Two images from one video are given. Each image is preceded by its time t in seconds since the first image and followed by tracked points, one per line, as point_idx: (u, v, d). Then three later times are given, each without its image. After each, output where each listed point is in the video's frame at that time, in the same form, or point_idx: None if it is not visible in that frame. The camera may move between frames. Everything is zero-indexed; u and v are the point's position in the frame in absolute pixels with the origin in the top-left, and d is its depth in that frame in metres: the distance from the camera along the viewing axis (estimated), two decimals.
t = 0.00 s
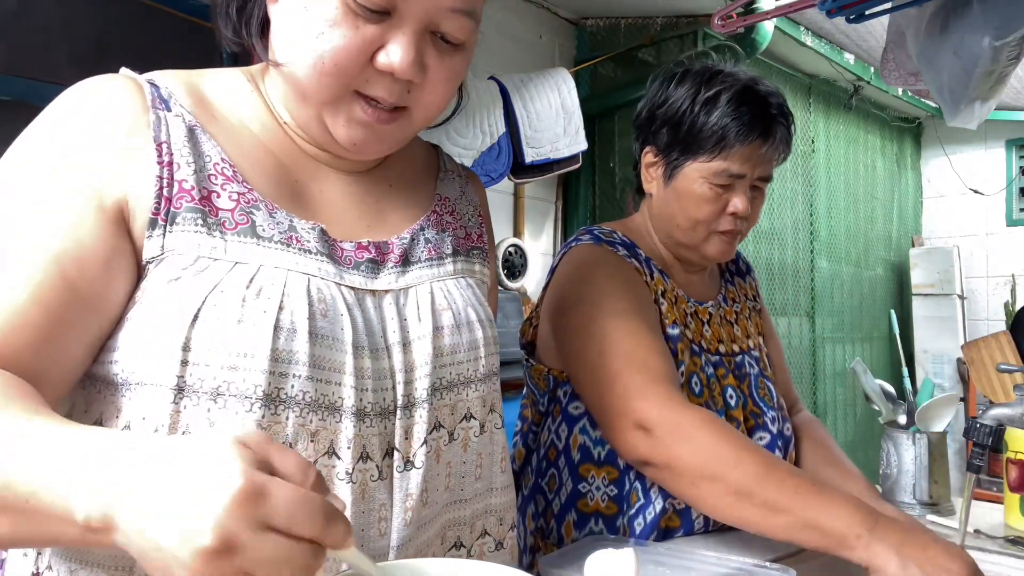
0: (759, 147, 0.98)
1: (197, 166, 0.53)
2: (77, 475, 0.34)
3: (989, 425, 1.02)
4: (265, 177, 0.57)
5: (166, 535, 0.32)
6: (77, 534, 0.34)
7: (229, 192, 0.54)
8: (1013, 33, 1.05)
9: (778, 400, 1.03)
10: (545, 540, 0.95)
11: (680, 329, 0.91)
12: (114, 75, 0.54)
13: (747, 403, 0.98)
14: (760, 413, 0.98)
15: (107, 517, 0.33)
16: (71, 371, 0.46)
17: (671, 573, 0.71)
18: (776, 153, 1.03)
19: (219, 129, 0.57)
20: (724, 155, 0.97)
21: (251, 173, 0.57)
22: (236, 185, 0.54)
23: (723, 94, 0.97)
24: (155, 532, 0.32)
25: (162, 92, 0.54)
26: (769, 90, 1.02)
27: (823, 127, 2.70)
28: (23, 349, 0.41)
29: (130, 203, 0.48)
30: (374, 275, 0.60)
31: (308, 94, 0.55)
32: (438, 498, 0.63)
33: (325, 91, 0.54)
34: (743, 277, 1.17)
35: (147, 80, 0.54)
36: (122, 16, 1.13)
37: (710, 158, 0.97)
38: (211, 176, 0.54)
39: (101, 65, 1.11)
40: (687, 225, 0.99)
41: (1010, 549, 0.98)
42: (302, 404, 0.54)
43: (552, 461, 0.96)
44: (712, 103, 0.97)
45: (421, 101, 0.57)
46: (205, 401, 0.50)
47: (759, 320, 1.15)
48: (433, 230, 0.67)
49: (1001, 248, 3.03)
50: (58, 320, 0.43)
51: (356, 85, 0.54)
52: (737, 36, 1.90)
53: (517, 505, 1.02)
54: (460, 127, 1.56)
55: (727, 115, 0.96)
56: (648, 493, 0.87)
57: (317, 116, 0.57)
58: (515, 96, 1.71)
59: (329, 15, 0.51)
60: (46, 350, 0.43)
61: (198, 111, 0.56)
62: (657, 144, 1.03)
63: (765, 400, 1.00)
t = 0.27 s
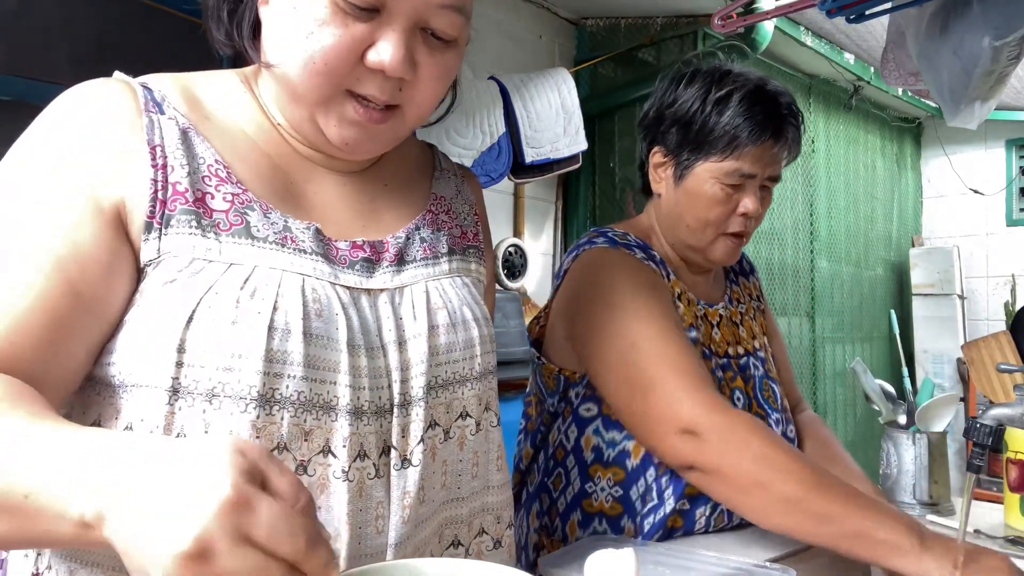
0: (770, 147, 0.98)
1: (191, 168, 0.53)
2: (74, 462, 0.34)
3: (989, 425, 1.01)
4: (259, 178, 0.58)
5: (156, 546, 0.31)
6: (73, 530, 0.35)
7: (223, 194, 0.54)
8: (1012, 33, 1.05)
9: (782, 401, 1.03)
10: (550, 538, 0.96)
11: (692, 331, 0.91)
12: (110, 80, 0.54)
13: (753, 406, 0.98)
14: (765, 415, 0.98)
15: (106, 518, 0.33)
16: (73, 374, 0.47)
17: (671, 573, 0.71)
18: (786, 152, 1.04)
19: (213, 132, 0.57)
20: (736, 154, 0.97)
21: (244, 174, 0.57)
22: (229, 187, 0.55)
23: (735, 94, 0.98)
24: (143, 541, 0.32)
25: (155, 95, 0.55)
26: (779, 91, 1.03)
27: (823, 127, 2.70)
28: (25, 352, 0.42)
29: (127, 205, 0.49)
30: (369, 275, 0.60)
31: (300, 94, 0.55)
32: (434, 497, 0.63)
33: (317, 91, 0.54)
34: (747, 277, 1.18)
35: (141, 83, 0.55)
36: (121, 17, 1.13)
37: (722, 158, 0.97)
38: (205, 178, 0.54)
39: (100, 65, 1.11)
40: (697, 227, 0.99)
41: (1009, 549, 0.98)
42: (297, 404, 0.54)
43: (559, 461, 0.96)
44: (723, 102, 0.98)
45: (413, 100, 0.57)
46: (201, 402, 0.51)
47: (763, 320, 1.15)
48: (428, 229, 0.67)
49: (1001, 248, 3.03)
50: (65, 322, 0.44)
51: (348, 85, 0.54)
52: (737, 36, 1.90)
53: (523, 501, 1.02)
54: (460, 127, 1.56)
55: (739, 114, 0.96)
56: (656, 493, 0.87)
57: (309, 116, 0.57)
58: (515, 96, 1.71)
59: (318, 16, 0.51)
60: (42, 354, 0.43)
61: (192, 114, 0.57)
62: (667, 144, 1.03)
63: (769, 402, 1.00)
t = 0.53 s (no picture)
0: (789, 149, 0.99)
1: (183, 170, 0.53)
2: (57, 470, 0.33)
3: (989, 425, 1.01)
4: (250, 177, 0.58)
5: (99, 566, 0.29)
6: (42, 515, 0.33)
7: (215, 195, 0.54)
8: (1013, 33, 1.05)
9: (789, 403, 1.05)
10: (564, 540, 0.96)
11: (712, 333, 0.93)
12: (103, 84, 0.54)
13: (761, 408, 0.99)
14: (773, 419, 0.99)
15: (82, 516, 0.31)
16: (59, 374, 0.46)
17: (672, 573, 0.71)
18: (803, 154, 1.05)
19: (205, 133, 0.57)
20: (755, 156, 0.97)
21: (236, 174, 0.57)
22: (222, 187, 0.55)
23: (754, 96, 0.98)
24: (89, 558, 0.29)
25: (148, 98, 0.55)
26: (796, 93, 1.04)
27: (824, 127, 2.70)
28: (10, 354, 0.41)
29: (116, 212, 0.49)
30: (363, 272, 0.61)
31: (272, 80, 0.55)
32: (431, 492, 0.64)
33: (287, 75, 0.54)
34: (753, 278, 1.19)
35: (132, 86, 0.55)
36: (120, 16, 1.13)
37: (741, 160, 0.98)
38: (197, 179, 0.54)
39: (99, 65, 1.11)
40: (716, 230, 1.00)
41: (1009, 549, 0.98)
42: (292, 401, 0.54)
43: (576, 463, 0.96)
44: (742, 104, 0.98)
45: (384, 85, 0.56)
46: (197, 401, 0.51)
47: (770, 321, 1.17)
48: (423, 227, 0.68)
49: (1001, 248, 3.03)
50: (49, 329, 0.44)
51: (314, 67, 0.53)
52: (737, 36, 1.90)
53: (534, 503, 1.02)
54: (460, 127, 1.56)
55: (759, 116, 0.97)
56: (675, 496, 0.88)
57: (285, 105, 0.56)
58: (515, 96, 1.71)
59: None
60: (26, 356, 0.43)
61: (183, 115, 0.57)
62: (684, 146, 1.04)
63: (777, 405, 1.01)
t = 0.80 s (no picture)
0: (806, 151, 0.99)
1: (172, 168, 0.53)
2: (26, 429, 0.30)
3: (989, 425, 1.01)
4: (238, 176, 0.58)
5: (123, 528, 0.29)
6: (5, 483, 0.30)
7: (205, 193, 0.54)
8: (1013, 33, 1.05)
9: (796, 408, 1.05)
10: (564, 536, 0.96)
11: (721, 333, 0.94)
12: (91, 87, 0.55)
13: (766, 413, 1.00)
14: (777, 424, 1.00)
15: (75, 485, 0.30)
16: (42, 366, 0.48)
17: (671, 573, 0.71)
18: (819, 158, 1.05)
19: (192, 132, 0.58)
20: (774, 158, 0.97)
21: (224, 172, 0.57)
22: (212, 186, 0.55)
23: (773, 98, 0.98)
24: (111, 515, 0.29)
25: (135, 100, 0.55)
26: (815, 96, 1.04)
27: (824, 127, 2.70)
28: None
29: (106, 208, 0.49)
30: (353, 268, 0.61)
31: (256, 79, 0.55)
32: (422, 486, 0.63)
33: (268, 73, 0.54)
34: (764, 280, 1.20)
35: (120, 88, 0.55)
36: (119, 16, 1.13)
37: (759, 162, 0.98)
38: (187, 178, 0.54)
39: (99, 65, 1.11)
40: (730, 231, 1.01)
41: (1009, 549, 0.98)
42: (285, 395, 0.54)
43: (577, 460, 0.96)
44: (761, 107, 0.98)
45: (367, 82, 0.56)
46: (191, 396, 0.51)
47: (778, 324, 1.18)
48: (411, 224, 0.68)
49: (1002, 248, 3.03)
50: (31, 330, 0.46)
51: (294, 63, 0.54)
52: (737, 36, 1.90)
53: (535, 498, 1.02)
54: (460, 127, 1.57)
55: (778, 119, 0.97)
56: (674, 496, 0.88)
57: (268, 104, 0.57)
58: (515, 96, 1.71)
59: None
60: None
61: (172, 115, 0.57)
62: (700, 146, 1.03)
63: (782, 410, 1.02)
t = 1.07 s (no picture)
0: (811, 153, 1.00)
1: (152, 173, 0.54)
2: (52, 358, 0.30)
3: (989, 425, 1.01)
4: (218, 176, 0.59)
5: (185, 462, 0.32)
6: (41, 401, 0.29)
7: (186, 196, 0.55)
8: (1013, 33, 1.04)
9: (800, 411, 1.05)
10: (570, 539, 0.96)
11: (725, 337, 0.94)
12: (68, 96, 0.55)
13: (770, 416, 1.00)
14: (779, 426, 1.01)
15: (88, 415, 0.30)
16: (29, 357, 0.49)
17: (671, 573, 0.71)
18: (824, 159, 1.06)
19: (172, 135, 0.58)
20: (778, 159, 0.97)
21: (203, 172, 0.58)
22: (192, 188, 0.56)
23: (778, 99, 0.98)
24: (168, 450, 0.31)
25: (114, 107, 0.56)
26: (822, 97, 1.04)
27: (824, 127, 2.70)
28: None
29: (88, 216, 0.50)
30: (336, 262, 0.62)
31: (238, 78, 0.56)
32: (418, 476, 0.64)
33: (251, 70, 0.55)
34: (770, 280, 1.20)
35: (97, 96, 0.56)
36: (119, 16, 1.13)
37: (763, 162, 0.98)
38: (167, 182, 0.55)
39: (99, 65, 1.11)
40: (734, 232, 1.01)
41: (1009, 549, 0.98)
42: (270, 392, 0.54)
43: (585, 464, 0.96)
44: (765, 107, 0.98)
45: (350, 75, 0.58)
46: (178, 396, 0.52)
47: (783, 324, 1.18)
48: (392, 220, 0.69)
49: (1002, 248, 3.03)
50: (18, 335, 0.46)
51: (277, 60, 0.55)
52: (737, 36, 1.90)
53: (540, 501, 1.02)
54: (460, 127, 1.57)
55: (782, 120, 0.97)
56: (682, 501, 0.89)
57: (251, 102, 0.58)
58: (515, 96, 1.71)
59: None
60: None
61: (151, 121, 0.58)
62: (703, 146, 1.03)
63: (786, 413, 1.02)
